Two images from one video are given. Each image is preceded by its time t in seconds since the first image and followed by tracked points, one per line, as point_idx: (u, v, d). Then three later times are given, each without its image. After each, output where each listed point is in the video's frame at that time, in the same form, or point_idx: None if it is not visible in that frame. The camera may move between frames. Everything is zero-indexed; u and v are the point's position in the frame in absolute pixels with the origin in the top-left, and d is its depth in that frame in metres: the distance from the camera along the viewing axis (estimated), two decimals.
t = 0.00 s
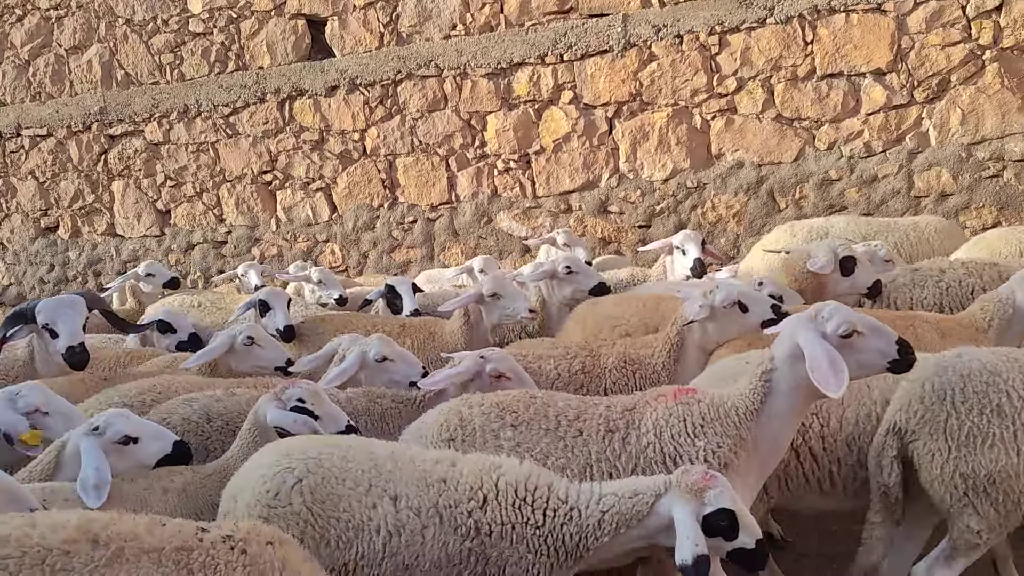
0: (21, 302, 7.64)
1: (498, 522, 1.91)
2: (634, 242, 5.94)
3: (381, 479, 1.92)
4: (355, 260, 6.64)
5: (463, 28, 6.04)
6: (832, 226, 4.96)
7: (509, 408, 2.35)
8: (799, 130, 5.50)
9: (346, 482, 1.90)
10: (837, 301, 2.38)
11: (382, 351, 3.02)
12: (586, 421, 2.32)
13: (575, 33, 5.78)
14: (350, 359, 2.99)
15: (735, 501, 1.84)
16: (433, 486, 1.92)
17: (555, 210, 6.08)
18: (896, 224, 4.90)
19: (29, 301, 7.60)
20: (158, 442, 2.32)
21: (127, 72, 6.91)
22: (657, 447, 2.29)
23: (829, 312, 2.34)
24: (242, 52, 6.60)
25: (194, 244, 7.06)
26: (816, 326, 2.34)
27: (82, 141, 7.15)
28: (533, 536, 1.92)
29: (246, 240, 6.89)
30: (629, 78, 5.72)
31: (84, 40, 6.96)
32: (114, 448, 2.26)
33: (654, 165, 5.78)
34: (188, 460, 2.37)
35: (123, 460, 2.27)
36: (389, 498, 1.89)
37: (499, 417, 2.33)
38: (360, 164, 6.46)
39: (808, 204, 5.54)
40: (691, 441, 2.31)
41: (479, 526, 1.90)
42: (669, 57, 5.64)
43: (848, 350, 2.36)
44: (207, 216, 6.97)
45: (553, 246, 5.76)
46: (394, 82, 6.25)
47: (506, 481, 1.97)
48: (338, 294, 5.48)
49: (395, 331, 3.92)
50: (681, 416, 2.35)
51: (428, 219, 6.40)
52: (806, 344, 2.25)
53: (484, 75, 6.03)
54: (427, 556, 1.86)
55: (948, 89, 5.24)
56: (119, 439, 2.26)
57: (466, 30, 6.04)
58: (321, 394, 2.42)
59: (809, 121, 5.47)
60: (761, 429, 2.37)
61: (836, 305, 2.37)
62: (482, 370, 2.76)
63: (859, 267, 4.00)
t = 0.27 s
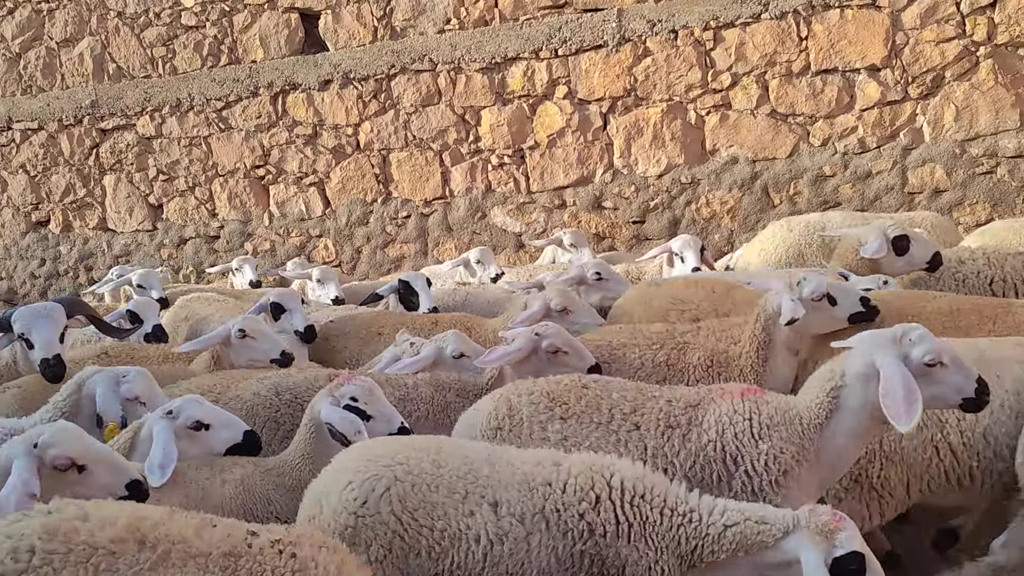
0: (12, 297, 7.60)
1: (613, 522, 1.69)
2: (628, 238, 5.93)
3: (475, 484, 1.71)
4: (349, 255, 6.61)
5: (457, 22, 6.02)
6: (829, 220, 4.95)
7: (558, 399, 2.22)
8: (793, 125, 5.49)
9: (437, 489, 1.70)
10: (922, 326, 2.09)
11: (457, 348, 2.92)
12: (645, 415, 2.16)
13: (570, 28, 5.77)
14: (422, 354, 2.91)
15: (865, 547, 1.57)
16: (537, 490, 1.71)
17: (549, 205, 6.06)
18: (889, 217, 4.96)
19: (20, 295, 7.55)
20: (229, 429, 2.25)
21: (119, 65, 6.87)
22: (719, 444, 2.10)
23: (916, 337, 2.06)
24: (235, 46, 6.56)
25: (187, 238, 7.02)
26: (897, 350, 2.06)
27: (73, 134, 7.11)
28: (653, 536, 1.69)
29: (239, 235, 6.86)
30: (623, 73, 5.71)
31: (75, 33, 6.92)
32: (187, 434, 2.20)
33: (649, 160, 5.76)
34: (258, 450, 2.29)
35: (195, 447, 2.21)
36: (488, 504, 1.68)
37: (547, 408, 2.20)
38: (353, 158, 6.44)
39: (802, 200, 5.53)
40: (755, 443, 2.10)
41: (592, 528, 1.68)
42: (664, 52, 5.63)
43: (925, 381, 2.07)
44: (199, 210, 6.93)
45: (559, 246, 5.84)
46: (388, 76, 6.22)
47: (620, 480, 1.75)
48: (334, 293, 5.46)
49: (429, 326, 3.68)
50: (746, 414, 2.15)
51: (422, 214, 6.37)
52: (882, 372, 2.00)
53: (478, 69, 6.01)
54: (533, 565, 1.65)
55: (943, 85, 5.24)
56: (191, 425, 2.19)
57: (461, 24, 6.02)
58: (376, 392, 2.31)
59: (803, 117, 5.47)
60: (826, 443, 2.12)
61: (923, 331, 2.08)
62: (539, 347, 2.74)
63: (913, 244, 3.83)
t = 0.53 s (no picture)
0: (12, 294, 7.60)
1: (753, 520, 1.75)
2: (627, 235, 5.93)
3: (598, 487, 1.78)
4: (349, 251, 6.62)
5: (458, 19, 6.02)
6: (831, 217, 4.94)
7: (625, 392, 2.32)
8: (793, 123, 5.49)
9: (552, 493, 1.78)
10: None
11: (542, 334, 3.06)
12: (713, 407, 2.26)
13: (570, 25, 5.76)
14: (509, 338, 3.05)
15: None
16: (671, 486, 1.78)
17: (549, 202, 6.06)
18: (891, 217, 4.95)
19: (20, 292, 7.55)
20: (316, 425, 2.51)
21: (119, 61, 6.87)
22: (787, 435, 2.17)
23: None
24: (235, 42, 6.56)
25: (187, 235, 7.02)
26: None
27: (73, 131, 7.10)
28: (794, 539, 1.74)
29: (239, 231, 6.86)
30: (623, 70, 5.71)
31: (75, 29, 6.91)
32: (278, 426, 2.47)
33: (649, 157, 5.76)
34: (342, 447, 2.55)
35: (286, 438, 2.48)
36: (612, 505, 1.76)
37: (614, 401, 2.29)
38: (353, 155, 6.43)
39: (802, 197, 5.54)
40: (828, 436, 2.15)
41: (730, 525, 1.75)
42: (664, 49, 5.62)
43: None
44: (199, 207, 6.93)
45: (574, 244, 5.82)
46: (388, 73, 6.22)
47: (764, 476, 1.82)
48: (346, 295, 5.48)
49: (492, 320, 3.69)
50: (819, 407, 2.20)
51: (422, 211, 6.37)
52: None
53: (478, 66, 6.01)
54: (661, 563, 1.73)
55: (943, 83, 5.24)
56: (281, 417, 2.47)
57: (461, 21, 6.02)
58: (457, 397, 2.36)
59: (803, 114, 5.47)
60: (916, 449, 2.17)
61: None
62: (654, 346, 2.77)
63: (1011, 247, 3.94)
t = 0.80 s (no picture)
0: (14, 290, 7.61)
1: (926, 505, 1.91)
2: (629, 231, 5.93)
3: (776, 458, 1.96)
4: (350, 248, 6.62)
5: (460, 15, 6.02)
6: (837, 212, 4.93)
7: (723, 377, 2.51)
8: (795, 119, 5.48)
9: (734, 461, 1.95)
10: None
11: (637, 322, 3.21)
12: (815, 396, 2.43)
13: (572, 21, 5.75)
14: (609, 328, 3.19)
15: None
16: (846, 463, 1.95)
17: (550, 198, 6.06)
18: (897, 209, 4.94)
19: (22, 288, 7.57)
20: (398, 416, 2.53)
21: (121, 58, 6.87)
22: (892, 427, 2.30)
23: None
24: (237, 39, 6.56)
25: (189, 231, 7.03)
26: None
27: (75, 127, 7.11)
28: (958, 525, 1.92)
29: (241, 227, 6.87)
30: (626, 66, 5.70)
31: (77, 25, 6.90)
32: (360, 413, 2.51)
33: (651, 154, 5.76)
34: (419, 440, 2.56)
35: (367, 425, 2.51)
36: (791, 477, 1.93)
37: (712, 386, 2.48)
38: (355, 152, 6.43)
39: (804, 194, 5.53)
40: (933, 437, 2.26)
41: (904, 510, 1.91)
42: (666, 46, 5.62)
43: None
44: (201, 203, 6.94)
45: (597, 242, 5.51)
46: (390, 69, 6.22)
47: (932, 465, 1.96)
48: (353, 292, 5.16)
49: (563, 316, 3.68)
50: (923, 412, 2.30)
51: (424, 207, 6.37)
52: None
53: (480, 62, 6.01)
54: (838, 542, 1.91)
55: (945, 79, 5.23)
56: (365, 405, 2.50)
57: (463, 17, 6.01)
58: (566, 390, 2.39)
59: (806, 111, 5.46)
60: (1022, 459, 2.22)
61: None
62: (766, 329, 2.93)
63: None
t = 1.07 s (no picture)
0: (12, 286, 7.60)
1: None
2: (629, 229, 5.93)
3: (946, 461, 1.64)
4: (350, 244, 6.61)
5: (459, 12, 6.01)
6: (837, 210, 4.93)
7: (817, 381, 2.19)
8: (795, 117, 5.48)
9: (898, 464, 1.64)
10: None
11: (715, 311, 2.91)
12: (922, 395, 2.13)
13: (571, 18, 5.75)
14: (681, 315, 2.93)
15: None
16: None
17: (549, 195, 6.06)
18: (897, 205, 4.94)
19: (21, 284, 7.56)
20: (492, 417, 2.33)
21: (120, 54, 6.86)
22: None
23: None
24: (236, 34, 6.54)
25: (187, 227, 7.02)
26: None
27: (73, 123, 7.09)
28: None
29: (240, 224, 6.86)
30: (625, 63, 5.69)
31: (76, 21, 6.88)
32: (450, 413, 2.31)
33: (650, 151, 5.75)
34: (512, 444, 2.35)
35: (457, 424, 2.31)
36: (966, 482, 1.61)
37: (807, 393, 2.16)
38: (354, 148, 6.42)
39: (804, 191, 5.53)
40: None
41: None
42: (666, 42, 5.61)
43: None
44: (200, 199, 6.93)
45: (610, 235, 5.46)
46: (389, 66, 6.21)
47: None
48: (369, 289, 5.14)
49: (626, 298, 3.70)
50: None
51: (423, 204, 6.37)
52: None
53: (479, 59, 5.99)
54: None
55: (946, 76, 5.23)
56: (456, 403, 2.31)
57: (462, 14, 6.00)
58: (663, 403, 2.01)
59: (805, 108, 5.45)
60: None
61: None
62: (848, 307, 2.72)
63: None
